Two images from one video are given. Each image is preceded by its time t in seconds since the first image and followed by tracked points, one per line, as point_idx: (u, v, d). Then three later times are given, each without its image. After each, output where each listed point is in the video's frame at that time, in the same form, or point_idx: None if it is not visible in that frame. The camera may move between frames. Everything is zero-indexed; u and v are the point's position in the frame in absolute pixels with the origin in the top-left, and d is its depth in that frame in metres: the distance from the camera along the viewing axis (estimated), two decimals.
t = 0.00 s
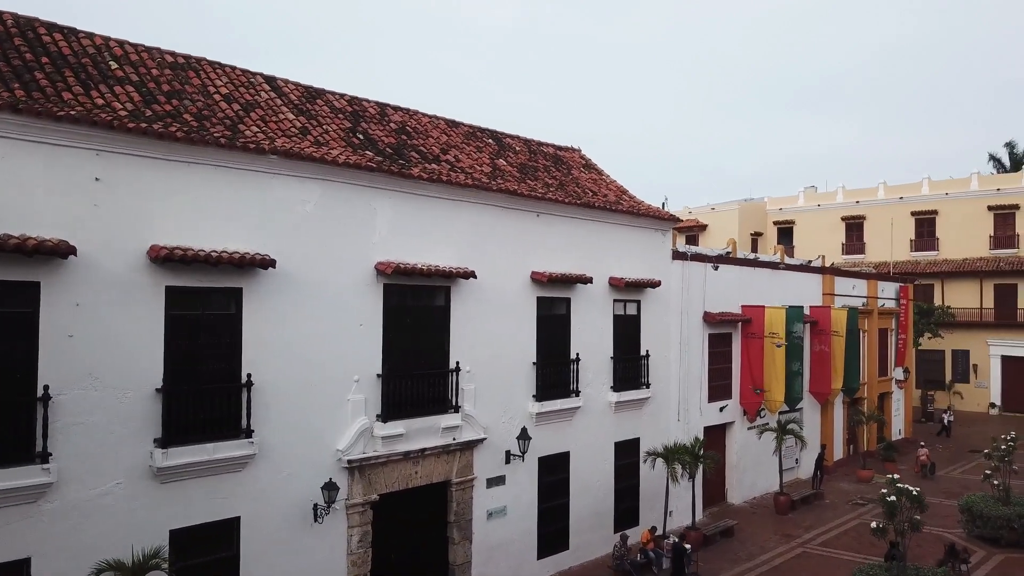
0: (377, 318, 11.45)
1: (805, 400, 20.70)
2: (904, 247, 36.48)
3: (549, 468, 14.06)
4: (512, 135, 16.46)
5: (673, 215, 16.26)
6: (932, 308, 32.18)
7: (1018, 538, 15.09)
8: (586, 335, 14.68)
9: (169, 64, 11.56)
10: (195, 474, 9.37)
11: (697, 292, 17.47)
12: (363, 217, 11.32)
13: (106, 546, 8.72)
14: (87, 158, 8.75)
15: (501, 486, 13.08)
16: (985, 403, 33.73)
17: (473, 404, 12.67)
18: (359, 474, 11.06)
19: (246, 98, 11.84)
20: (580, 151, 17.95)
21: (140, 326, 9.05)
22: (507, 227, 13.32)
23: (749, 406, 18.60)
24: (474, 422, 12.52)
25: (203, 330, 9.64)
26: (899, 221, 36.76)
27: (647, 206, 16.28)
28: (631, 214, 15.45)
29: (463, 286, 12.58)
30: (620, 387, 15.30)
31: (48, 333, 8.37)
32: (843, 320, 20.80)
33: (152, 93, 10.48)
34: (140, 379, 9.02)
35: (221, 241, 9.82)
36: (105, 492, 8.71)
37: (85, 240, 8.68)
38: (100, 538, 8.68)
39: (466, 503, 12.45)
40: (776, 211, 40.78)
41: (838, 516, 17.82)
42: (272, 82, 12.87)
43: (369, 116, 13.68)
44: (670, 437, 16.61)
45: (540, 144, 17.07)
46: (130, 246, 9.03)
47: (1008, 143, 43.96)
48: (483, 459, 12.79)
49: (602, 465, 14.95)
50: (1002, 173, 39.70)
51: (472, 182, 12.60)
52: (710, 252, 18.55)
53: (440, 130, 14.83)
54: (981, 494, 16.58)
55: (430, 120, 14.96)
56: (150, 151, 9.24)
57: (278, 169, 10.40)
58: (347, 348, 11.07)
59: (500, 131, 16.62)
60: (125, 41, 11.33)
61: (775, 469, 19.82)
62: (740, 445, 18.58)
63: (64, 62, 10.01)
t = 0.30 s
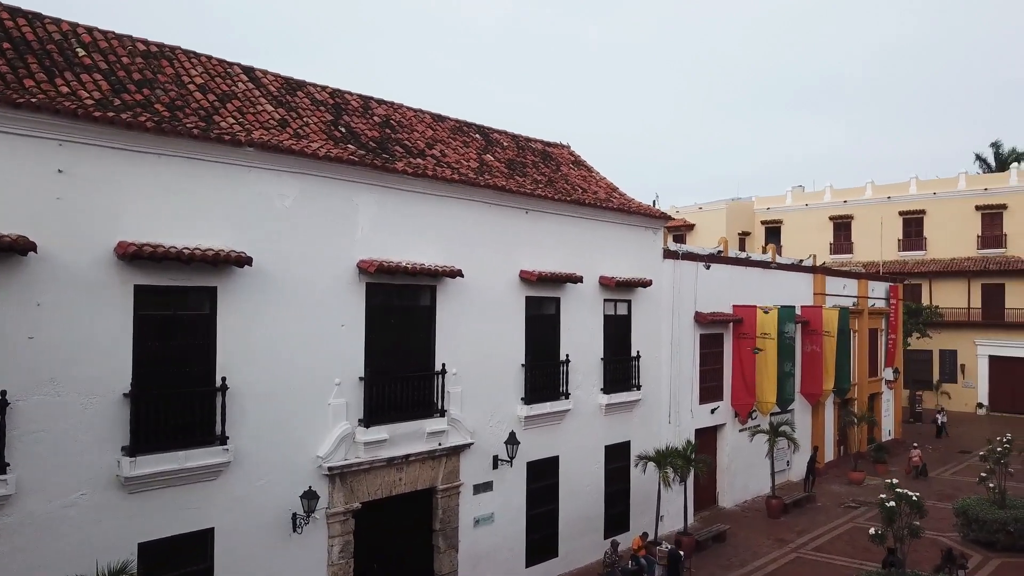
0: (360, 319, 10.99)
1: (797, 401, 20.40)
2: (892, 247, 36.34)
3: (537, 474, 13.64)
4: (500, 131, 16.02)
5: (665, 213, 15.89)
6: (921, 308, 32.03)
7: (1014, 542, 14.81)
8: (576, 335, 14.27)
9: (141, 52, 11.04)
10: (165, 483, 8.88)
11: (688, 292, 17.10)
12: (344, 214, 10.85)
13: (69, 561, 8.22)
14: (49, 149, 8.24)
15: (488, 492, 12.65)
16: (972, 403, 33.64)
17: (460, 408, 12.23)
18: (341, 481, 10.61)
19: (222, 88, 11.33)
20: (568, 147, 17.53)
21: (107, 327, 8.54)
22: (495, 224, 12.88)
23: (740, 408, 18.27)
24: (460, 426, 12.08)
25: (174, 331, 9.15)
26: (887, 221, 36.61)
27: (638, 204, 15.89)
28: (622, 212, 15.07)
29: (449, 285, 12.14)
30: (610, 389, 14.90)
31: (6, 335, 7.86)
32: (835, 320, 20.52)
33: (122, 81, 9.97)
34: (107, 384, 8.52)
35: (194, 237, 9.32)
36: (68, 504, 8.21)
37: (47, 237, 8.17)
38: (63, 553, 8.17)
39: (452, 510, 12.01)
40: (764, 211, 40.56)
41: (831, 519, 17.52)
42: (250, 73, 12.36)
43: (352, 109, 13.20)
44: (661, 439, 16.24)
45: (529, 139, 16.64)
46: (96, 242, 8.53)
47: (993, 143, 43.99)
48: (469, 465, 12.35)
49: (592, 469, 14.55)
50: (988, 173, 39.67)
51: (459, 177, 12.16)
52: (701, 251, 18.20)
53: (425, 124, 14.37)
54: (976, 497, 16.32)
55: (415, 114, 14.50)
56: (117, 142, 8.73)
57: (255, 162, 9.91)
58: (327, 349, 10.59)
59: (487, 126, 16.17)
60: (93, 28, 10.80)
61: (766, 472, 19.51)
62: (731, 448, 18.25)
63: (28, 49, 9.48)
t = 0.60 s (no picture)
0: (327, 319, 10.50)
1: (773, 402, 20.22)
2: (864, 247, 36.48)
3: (512, 479, 13.23)
4: (473, 125, 15.57)
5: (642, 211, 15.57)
6: (892, 307, 32.14)
7: (991, 543, 14.70)
8: (551, 336, 13.89)
9: (94, 37, 10.41)
10: (117, 495, 8.34)
11: (665, 291, 16.80)
12: (310, 209, 10.35)
13: None
14: None
15: (461, 499, 12.22)
16: (942, 402, 33.94)
17: (432, 411, 11.78)
18: (306, 490, 10.11)
19: (182, 76, 10.75)
20: (544, 143, 17.12)
21: (53, 329, 7.97)
22: (468, 221, 12.44)
23: (717, 409, 18.03)
24: (432, 431, 11.64)
25: (127, 333, 8.60)
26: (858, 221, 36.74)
27: (615, 201, 15.54)
28: (599, 209, 14.72)
29: (421, 284, 11.67)
30: (587, 391, 14.54)
31: None
32: (810, 320, 20.37)
33: (72, 67, 9.36)
34: (53, 389, 7.94)
35: (149, 233, 8.77)
36: (11, 518, 7.65)
37: None
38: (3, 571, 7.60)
39: (423, 518, 11.57)
40: (737, 210, 40.52)
41: (807, 521, 17.34)
42: (212, 61, 11.77)
43: (320, 101, 12.66)
44: (638, 442, 15.92)
45: (503, 135, 16.21)
46: (41, 238, 7.94)
47: (962, 144, 44.43)
48: (441, 471, 11.91)
49: (568, 473, 14.18)
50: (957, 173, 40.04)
51: (431, 171, 11.71)
52: (678, 250, 17.92)
53: (396, 117, 13.87)
54: (954, 497, 16.19)
55: (386, 107, 13.99)
56: (65, 130, 8.16)
57: (215, 154, 9.36)
58: (292, 352, 10.09)
59: (460, 121, 15.72)
60: (42, 10, 10.16)
61: (742, 473, 19.30)
62: (707, 449, 18.00)
63: None
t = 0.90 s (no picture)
0: (291, 319, 10.01)
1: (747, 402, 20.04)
2: (834, 247, 36.63)
3: (485, 484, 12.81)
4: (444, 120, 15.13)
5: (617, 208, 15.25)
6: (862, 306, 32.23)
7: (967, 543, 14.58)
8: (525, 337, 13.49)
9: (41, 21, 9.81)
10: (63, 508, 7.78)
11: (640, 290, 16.50)
12: (273, 204, 9.84)
13: None
14: None
15: (432, 506, 11.77)
16: (910, 401, 34.15)
17: (401, 416, 11.32)
18: (269, 499, 9.61)
19: (136, 63, 10.17)
20: (516, 139, 16.73)
21: None
22: (439, 218, 12.01)
23: (692, 410, 17.77)
24: (402, 436, 11.20)
25: (75, 334, 8.05)
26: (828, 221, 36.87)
27: (590, 199, 15.20)
28: (574, 207, 14.37)
29: (391, 283, 11.22)
30: (561, 393, 14.17)
31: None
32: (784, 319, 20.23)
33: (15, 50, 8.76)
34: None
35: (99, 227, 8.22)
36: None
37: None
38: None
39: (393, 527, 11.11)
40: (708, 210, 40.48)
41: (783, 523, 17.14)
42: (169, 48, 11.19)
43: (284, 92, 12.13)
44: (613, 444, 15.60)
45: (475, 130, 15.78)
46: None
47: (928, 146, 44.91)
48: (412, 477, 11.47)
49: (542, 478, 13.79)
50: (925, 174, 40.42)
51: (400, 165, 11.25)
52: (653, 249, 17.64)
53: (365, 110, 13.39)
54: (929, 498, 16.05)
55: (354, 100, 13.49)
56: (5, 116, 7.59)
57: (170, 144, 8.83)
58: (254, 355, 9.58)
59: (431, 115, 15.27)
60: None
61: (717, 475, 19.08)
62: (683, 451, 17.74)
63: None
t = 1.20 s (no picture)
0: (252, 320, 9.51)
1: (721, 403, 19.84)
2: (804, 247, 36.74)
3: (456, 489, 12.39)
4: (414, 113, 14.70)
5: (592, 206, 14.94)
6: (833, 306, 32.30)
7: (943, 544, 14.45)
8: (498, 337, 13.11)
9: None
10: (3, 523, 7.24)
11: (615, 290, 16.20)
12: (234, 198, 9.34)
13: None
14: None
15: (401, 513, 11.34)
16: (879, 400, 34.38)
17: (369, 420, 10.87)
18: (229, 509, 9.10)
19: (87, 49, 9.60)
20: (488, 134, 16.32)
21: None
22: (409, 214, 11.58)
23: (667, 410, 17.50)
24: (370, 441, 10.75)
25: (16, 336, 7.50)
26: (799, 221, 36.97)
27: (564, 196, 14.85)
28: (548, 204, 14.02)
29: (358, 282, 10.76)
30: (535, 394, 13.81)
31: None
32: (758, 319, 20.06)
33: None
34: None
35: (42, 222, 7.66)
36: None
37: None
38: None
39: (360, 535, 10.67)
40: (679, 209, 40.42)
41: (758, 525, 16.95)
42: (123, 34, 10.62)
43: (246, 82, 11.60)
44: (587, 447, 15.27)
45: (446, 124, 15.36)
46: None
47: (896, 147, 45.35)
48: (380, 483, 11.02)
49: (515, 482, 13.42)
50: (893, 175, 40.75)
51: (368, 159, 10.80)
52: (628, 248, 17.35)
53: (331, 102, 12.91)
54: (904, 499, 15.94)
55: (320, 92, 13.00)
56: None
57: (122, 133, 8.29)
58: (213, 357, 9.07)
59: (400, 109, 14.82)
60: None
61: (691, 477, 18.86)
62: (657, 453, 17.48)
63: None
